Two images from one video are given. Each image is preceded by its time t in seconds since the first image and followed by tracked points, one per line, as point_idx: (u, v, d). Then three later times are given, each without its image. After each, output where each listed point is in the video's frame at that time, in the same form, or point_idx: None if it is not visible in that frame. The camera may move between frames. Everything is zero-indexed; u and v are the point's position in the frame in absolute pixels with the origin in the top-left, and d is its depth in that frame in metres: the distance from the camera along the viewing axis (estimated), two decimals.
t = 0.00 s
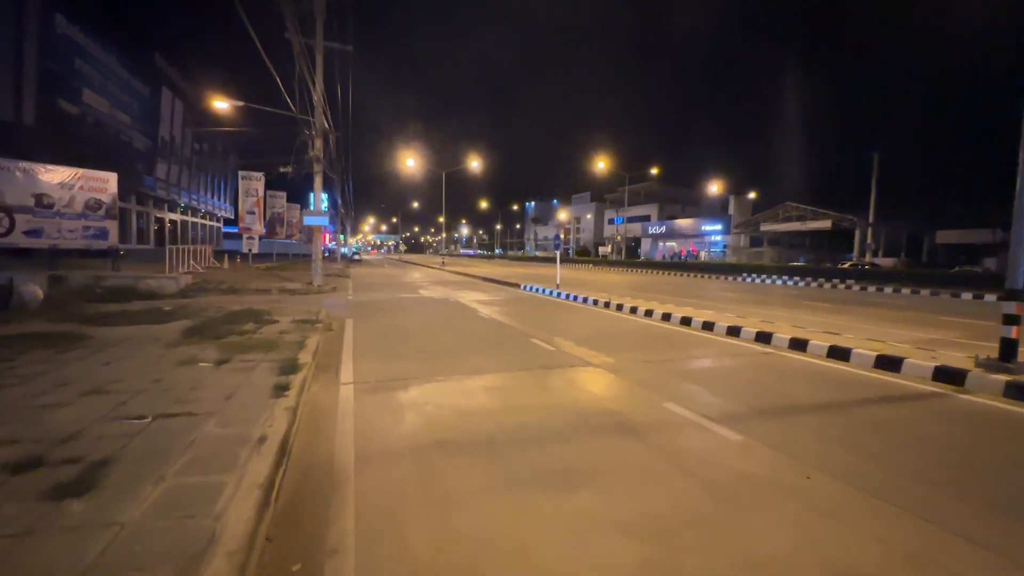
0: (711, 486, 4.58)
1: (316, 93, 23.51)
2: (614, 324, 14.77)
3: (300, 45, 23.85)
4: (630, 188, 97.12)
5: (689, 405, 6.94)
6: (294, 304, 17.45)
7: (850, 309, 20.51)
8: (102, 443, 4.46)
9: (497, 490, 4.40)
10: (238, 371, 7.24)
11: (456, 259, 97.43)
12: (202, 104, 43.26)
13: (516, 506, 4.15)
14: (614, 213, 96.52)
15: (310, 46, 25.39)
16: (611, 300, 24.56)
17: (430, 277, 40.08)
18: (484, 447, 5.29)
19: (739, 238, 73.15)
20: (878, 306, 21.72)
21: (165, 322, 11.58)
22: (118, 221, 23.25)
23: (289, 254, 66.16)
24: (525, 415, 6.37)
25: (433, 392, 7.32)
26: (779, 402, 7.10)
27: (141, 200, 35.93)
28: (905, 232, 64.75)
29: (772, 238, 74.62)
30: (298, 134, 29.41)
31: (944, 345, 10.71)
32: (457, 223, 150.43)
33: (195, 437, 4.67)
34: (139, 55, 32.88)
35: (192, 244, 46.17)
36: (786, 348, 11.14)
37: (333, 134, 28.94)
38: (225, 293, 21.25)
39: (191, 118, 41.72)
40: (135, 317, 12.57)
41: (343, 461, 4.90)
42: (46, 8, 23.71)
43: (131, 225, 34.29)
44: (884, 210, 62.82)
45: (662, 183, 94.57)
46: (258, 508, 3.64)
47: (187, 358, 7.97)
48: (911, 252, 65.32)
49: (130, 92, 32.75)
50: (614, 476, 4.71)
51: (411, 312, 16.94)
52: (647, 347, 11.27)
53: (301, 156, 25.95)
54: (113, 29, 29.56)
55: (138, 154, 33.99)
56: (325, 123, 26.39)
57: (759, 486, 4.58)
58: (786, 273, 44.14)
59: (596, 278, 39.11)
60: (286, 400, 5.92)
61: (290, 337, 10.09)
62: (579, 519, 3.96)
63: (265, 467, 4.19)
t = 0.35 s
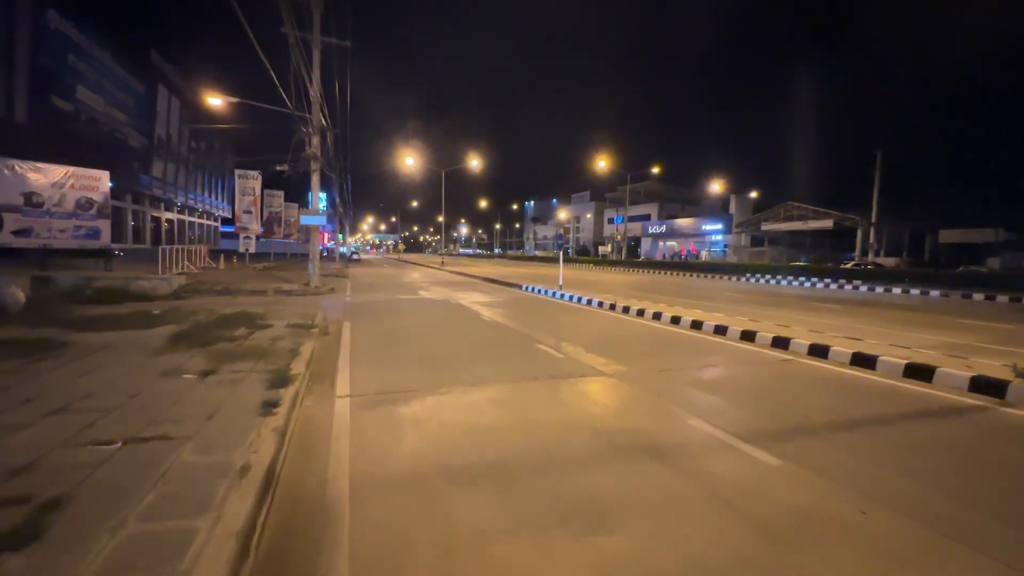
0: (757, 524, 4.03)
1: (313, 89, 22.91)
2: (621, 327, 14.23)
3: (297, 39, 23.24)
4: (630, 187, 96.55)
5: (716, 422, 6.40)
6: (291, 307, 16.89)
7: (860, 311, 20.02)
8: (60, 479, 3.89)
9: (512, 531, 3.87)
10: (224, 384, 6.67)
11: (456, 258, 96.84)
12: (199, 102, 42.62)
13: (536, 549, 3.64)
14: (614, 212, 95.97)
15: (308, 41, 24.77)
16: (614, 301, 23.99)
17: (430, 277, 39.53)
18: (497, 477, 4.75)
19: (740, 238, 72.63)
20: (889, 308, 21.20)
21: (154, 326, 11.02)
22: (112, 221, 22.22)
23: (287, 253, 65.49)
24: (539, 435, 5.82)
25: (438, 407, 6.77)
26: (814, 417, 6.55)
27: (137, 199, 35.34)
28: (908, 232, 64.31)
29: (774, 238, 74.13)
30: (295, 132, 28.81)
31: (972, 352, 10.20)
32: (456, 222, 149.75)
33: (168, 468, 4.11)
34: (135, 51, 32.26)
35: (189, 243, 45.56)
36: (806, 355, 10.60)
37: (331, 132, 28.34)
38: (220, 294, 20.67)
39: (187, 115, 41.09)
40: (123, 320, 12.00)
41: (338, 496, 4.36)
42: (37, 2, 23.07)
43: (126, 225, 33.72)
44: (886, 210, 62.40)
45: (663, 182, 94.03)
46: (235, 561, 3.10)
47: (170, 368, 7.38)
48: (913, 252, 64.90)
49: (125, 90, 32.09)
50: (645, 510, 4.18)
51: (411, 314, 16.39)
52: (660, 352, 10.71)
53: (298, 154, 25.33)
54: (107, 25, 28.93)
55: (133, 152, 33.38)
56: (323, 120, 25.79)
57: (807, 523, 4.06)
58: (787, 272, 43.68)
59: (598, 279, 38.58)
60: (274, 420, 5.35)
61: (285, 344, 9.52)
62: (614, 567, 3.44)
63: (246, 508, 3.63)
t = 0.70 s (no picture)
0: (812, 559, 3.56)
1: (311, 84, 22.29)
2: (631, 329, 13.65)
3: (295, 34, 22.64)
4: (631, 186, 95.97)
5: (746, 435, 5.90)
6: (288, 308, 16.31)
7: (872, 312, 19.49)
8: (10, 514, 3.36)
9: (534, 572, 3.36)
10: (211, 394, 6.14)
11: (456, 257, 96.26)
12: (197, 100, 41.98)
13: None
14: (615, 212, 95.34)
15: (306, 36, 24.23)
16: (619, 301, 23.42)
17: (430, 276, 39.04)
18: (513, 503, 4.26)
19: (742, 237, 72.07)
20: (901, 308, 20.67)
21: (141, 329, 10.44)
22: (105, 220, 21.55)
23: (286, 253, 64.92)
24: (556, 451, 5.32)
25: (444, 419, 6.24)
26: (853, 430, 6.03)
27: (134, 199, 34.77)
28: (910, 232, 63.93)
29: (776, 237, 73.59)
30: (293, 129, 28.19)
31: (1002, 356, 9.73)
32: (456, 222, 149.09)
33: (136, 501, 3.58)
34: (131, 48, 31.63)
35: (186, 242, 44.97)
36: (829, 359, 10.09)
37: (330, 129, 27.75)
38: (216, 295, 20.13)
39: (185, 113, 40.46)
40: (111, 324, 11.42)
41: (334, 525, 3.85)
42: None
43: (123, 224, 33.15)
44: (890, 209, 61.89)
45: (664, 181, 93.47)
46: None
47: (153, 377, 6.83)
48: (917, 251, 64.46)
49: (122, 88, 31.53)
50: (686, 547, 3.65)
51: (412, 316, 15.82)
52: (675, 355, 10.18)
53: (296, 151, 24.78)
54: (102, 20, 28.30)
55: (130, 151, 32.79)
56: (321, 116, 25.20)
57: (874, 561, 3.55)
58: (790, 271, 43.13)
59: (600, 278, 37.99)
60: (264, 437, 4.83)
61: (279, 349, 8.97)
62: None
63: (225, 550, 3.11)
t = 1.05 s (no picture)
0: None
1: (308, 80, 21.75)
2: (639, 331, 13.12)
3: (292, 28, 22.11)
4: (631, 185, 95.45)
5: (786, 454, 5.33)
6: (285, 309, 15.77)
7: (884, 311, 19.00)
8: None
9: None
10: (194, 409, 5.56)
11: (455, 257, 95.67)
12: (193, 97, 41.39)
13: None
14: (615, 211, 94.82)
15: (303, 29, 23.67)
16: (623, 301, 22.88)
17: (429, 276, 38.53)
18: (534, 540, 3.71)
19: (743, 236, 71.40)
20: (912, 308, 20.18)
21: (129, 333, 9.92)
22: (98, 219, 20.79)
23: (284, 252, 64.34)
24: (578, 476, 4.73)
25: (450, 434, 5.72)
26: (898, 447, 5.51)
27: (130, 197, 34.25)
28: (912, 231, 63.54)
29: (777, 236, 73.13)
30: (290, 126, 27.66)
31: None
32: (455, 221, 148.48)
33: (94, 544, 3.04)
34: (126, 44, 31.07)
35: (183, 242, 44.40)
36: (855, 365, 9.49)
37: (327, 126, 27.22)
38: (211, 295, 19.56)
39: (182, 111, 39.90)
40: (98, 327, 10.90)
41: (328, 571, 3.29)
42: None
43: (119, 223, 32.63)
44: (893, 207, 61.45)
45: (665, 179, 92.98)
46: None
47: (135, 387, 6.31)
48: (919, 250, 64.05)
49: (117, 85, 30.95)
50: None
51: (412, 318, 15.30)
52: (691, 360, 9.59)
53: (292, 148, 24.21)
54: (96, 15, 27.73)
55: (127, 149, 32.26)
56: (319, 113, 24.64)
57: None
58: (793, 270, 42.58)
59: (602, 278, 37.48)
60: (249, 462, 4.25)
61: (273, 354, 8.43)
62: None
63: None
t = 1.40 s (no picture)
0: None
1: (305, 73, 21.14)
2: (648, 331, 12.60)
3: (288, 20, 21.49)
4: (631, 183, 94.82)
5: (830, 471, 4.83)
6: (281, 309, 15.20)
7: (894, 310, 18.55)
8: None
9: None
10: (175, 422, 5.02)
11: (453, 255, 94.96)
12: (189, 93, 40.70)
13: None
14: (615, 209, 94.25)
15: (299, 21, 23.04)
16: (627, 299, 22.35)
17: (428, 274, 37.94)
18: None
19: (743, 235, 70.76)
20: (922, 307, 19.75)
21: (114, 335, 9.34)
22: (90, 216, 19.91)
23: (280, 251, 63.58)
24: (604, 502, 4.22)
25: (458, 448, 5.20)
26: (950, 462, 5.01)
27: (126, 195, 33.63)
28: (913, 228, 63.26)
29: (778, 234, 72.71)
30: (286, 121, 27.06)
31: None
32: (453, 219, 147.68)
33: None
34: (120, 39, 30.38)
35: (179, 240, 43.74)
36: (880, 368, 8.99)
37: (324, 121, 26.62)
38: (204, 295, 18.99)
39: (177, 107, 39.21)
40: (83, 328, 10.32)
41: None
42: None
43: (114, 221, 31.99)
44: (895, 205, 61.13)
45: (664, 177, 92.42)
46: None
47: (113, 395, 5.77)
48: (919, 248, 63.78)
49: (111, 80, 30.27)
50: None
51: (412, 318, 14.76)
52: (708, 362, 9.06)
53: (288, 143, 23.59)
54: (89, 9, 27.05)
55: (121, 146, 31.61)
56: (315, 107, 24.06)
57: None
58: (795, 269, 42.16)
59: (603, 276, 36.99)
60: (233, 486, 3.73)
61: (265, 358, 7.87)
62: None
63: None
